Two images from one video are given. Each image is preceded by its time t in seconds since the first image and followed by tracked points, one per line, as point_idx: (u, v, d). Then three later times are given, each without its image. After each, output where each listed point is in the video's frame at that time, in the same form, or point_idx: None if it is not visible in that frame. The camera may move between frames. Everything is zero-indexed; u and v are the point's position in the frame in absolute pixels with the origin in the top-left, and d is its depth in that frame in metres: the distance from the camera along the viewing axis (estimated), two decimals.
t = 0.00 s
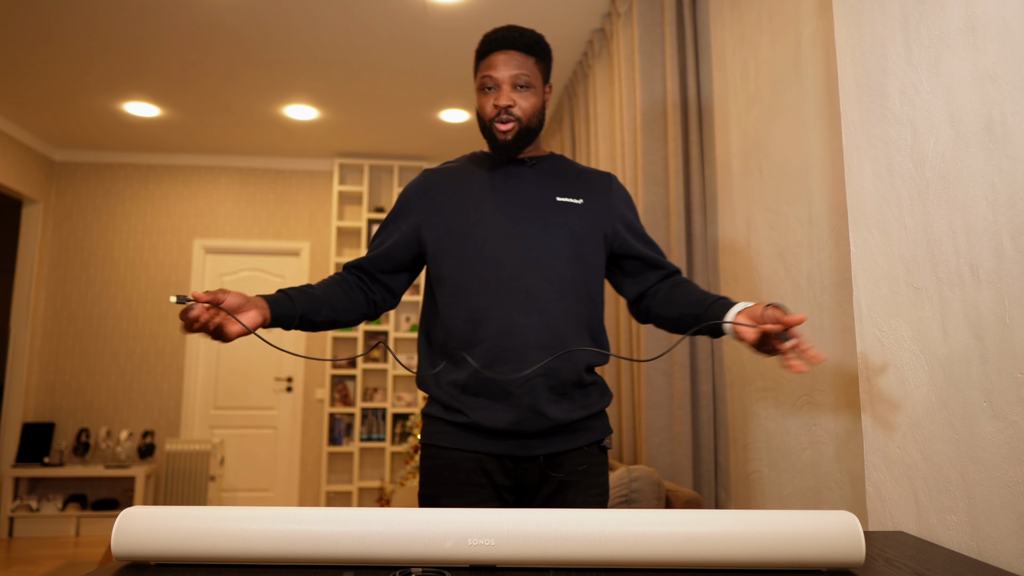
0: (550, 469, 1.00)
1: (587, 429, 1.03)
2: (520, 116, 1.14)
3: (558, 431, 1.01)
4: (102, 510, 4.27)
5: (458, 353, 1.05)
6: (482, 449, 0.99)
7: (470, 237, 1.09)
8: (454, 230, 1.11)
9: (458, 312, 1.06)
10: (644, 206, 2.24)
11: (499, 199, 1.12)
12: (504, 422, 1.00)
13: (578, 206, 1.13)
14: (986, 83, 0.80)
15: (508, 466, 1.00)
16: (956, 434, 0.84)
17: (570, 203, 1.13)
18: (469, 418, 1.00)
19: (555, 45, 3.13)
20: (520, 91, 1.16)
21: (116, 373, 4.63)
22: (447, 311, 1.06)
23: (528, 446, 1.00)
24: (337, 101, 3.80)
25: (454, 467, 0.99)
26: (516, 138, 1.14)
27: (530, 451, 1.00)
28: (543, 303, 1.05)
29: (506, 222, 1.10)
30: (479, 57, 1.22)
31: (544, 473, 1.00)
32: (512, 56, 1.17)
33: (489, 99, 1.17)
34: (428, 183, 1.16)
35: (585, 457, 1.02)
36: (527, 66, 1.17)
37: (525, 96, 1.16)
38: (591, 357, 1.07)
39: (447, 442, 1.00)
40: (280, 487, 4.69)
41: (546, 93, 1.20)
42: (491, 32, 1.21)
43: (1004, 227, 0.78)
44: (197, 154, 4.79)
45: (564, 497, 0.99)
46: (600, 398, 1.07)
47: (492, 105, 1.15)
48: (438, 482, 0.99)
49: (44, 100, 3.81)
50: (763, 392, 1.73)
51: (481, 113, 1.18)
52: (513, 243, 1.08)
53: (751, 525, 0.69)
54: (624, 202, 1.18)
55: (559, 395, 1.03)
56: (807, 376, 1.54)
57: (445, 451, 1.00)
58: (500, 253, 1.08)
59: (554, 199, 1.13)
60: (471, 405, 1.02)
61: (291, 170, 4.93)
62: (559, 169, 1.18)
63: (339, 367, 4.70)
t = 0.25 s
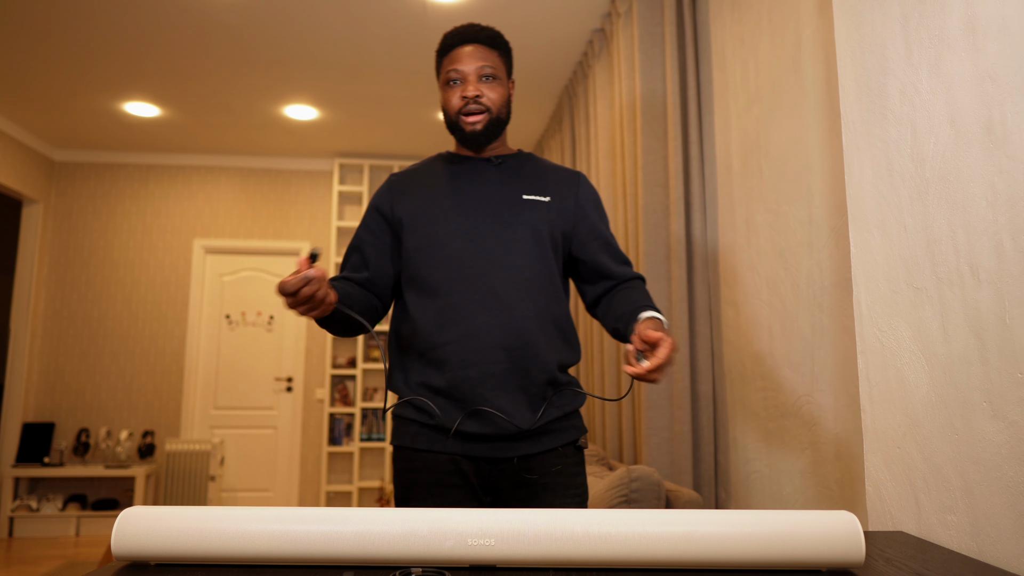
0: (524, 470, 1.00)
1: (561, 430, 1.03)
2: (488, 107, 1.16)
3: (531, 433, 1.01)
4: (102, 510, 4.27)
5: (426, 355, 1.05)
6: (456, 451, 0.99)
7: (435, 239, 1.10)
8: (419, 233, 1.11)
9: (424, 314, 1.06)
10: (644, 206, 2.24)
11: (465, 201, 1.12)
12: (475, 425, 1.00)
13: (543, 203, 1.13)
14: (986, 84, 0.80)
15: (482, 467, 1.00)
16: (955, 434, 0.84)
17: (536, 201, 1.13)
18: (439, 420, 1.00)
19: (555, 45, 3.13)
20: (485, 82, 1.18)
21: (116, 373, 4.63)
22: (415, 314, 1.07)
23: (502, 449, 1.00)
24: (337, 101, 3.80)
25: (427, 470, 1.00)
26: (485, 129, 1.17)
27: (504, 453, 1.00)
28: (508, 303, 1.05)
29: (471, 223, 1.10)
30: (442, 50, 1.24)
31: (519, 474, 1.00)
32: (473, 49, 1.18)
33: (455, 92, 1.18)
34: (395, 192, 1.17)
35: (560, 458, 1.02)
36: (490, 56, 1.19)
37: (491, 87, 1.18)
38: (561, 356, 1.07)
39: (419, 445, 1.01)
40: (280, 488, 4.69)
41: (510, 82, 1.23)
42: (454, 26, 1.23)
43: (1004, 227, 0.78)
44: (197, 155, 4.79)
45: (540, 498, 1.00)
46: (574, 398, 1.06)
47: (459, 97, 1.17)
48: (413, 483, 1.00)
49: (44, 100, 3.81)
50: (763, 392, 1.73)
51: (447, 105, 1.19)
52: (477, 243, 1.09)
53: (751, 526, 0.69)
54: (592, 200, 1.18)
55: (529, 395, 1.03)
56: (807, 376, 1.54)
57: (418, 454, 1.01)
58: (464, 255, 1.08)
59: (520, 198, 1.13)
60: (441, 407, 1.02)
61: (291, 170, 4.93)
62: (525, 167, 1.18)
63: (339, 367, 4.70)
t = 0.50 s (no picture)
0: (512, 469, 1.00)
1: (547, 427, 1.03)
2: (454, 103, 1.14)
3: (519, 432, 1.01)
4: (102, 510, 4.27)
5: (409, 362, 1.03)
6: (443, 454, 0.97)
7: (411, 244, 1.09)
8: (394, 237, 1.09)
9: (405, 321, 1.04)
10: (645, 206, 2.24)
11: (439, 203, 1.12)
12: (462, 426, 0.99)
13: (516, 201, 1.14)
14: (986, 84, 0.80)
15: (469, 468, 0.99)
16: (955, 434, 0.84)
17: (509, 199, 1.14)
18: (426, 424, 0.98)
19: (555, 45, 3.13)
20: (451, 79, 1.15)
21: (116, 373, 4.63)
22: (395, 320, 1.05)
23: (489, 448, 0.99)
24: (336, 101, 3.80)
25: (413, 473, 0.97)
26: (450, 127, 1.15)
27: (492, 453, 0.99)
28: (492, 304, 1.06)
29: (449, 225, 1.10)
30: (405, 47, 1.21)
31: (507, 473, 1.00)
32: (438, 45, 1.16)
33: (419, 88, 1.16)
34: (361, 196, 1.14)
35: (547, 455, 1.02)
36: (456, 53, 1.17)
37: (456, 83, 1.15)
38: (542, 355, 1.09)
39: (404, 449, 0.98)
40: (280, 487, 4.69)
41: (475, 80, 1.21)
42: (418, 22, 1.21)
43: (1004, 227, 0.78)
44: (197, 155, 4.79)
45: (531, 497, 0.99)
46: (555, 396, 1.08)
47: (424, 93, 1.14)
48: (398, 487, 0.97)
49: (44, 100, 3.81)
50: (763, 392, 1.73)
51: (411, 102, 1.16)
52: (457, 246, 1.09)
53: (752, 526, 0.69)
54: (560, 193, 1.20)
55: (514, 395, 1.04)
56: (807, 376, 1.54)
57: (404, 458, 0.98)
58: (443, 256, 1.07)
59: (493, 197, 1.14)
60: (427, 412, 1.00)
61: (291, 170, 4.93)
62: (494, 164, 1.18)
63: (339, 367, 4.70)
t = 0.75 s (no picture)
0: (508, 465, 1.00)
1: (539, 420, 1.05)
2: (429, 100, 1.13)
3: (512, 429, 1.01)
4: (102, 510, 4.27)
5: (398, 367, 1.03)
6: (440, 456, 0.97)
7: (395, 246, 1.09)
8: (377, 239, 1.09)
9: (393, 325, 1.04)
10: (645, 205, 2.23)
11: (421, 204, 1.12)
12: (458, 428, 0.99)
13: (498, 199, 1.15)
14: (985, 84, 0.80)
15: (465, 467, 0.99)
16: (956, 434, 0.84)
17: (490, 197, 1.15)
18: (422, 429, 0.97)
19: (555, 45, 3.13)
20: (425, 74, 1.14)
21: (115, 373, 4.62)
22: (382, 324, 1.04)
23: (484, 445, 0.99)
24: (336, 101, 3.80)
25: (409, 476, 0.96)
26: (426, 123, 1.14)
27: (489, 450, 0.99)
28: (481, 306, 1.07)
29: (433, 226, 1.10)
30: (378, 43, 1.20)
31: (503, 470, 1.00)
32: (412, 39, 1.15)
33: (394, 84, 1.15)
34: (338, 198, 1.12)
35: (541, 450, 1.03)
36: (429, 47, 1.16)
37: (431, 78, 1.14)
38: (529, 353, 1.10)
39: (400, 453, 0.97)
40: (280, 487, 4.69)
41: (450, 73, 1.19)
42: (390, 17, 1.19)
43: (1004, 227, 0.78)
44: (197, 155, 4.79)
45: (533, 490, 0.99)
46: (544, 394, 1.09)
47: (398, 90, 1.13)
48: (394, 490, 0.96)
49: (44, 100, 3.81)
50: (763, 392, 1.73)
51: (386, 100, 1.15)
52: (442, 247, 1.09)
53: (752, 526, 0.69)
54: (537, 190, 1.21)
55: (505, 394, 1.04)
56: (807, 376, 1.54)
57: (399, 461, 0.97)
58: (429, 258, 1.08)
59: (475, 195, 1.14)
60: (421, 415, 0.99)
61: (290, 170, 4.93)
62: (472, 161, 1.18)
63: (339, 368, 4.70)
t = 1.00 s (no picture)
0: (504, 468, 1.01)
1: (534, 425, 1.05)
2: (423, 99, 1.13)
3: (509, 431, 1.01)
4: (102, 510, 4.27)
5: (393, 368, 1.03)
6: (435, 457, 0.97)
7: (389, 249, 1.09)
8: (371, 241, 1.10)
9: (389, 327, 1.04)
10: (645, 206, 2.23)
11: (415, 205, 1.12)
12: (454, 430, 0.99)
13: (490, 197, 1.14)
14: (985, 84, 0.80)
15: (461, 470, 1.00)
16: (955, 434, 0.84)
17: (484, 196, 1.14)
18: (418, 431, 0.98)
19: (555, 45, 3.13)
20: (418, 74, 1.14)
21: (115, 373, 4.62)
22: (378, 326, 1.05)
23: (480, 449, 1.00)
24: (336, 101, 3.80)
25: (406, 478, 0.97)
26: (421, 124, 1.13)
27: (482, 453, 0.99)
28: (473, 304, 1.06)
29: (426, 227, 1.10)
30: (367, 44, 1.19)
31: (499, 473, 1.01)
32: (402, 39, 1.15)
33: (387, 85, 1.14)
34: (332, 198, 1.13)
35: (536, 453, 1.03)
36: (420, 47, 1.16)
37: (423, 78, 1.14)
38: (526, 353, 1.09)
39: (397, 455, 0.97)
40: (280, 487, 4.69)
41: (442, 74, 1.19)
42: (378, 18, 1.19)
43: (1004, 227, 0.78)
44: (197, 155, 4.79)
45: (521, 495, 1.00)
46: (543, 393, 1.08)
47: (391, 91, 1.13)
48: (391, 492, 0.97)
49: (44, 100, 3.81)
50: (763, 392, 1.73)
51: (378, 101, 1.15)
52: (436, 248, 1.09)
53: (752, 526, 0.69)
54: (532, 186, 1.20)
55: (502, 394, 1.04)
56: (807, 376, 1.54)
57: (397, 463, 0.98)
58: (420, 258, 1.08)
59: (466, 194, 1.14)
60: (417, 417, 0.99)
61: (290, 170, 4.93)
62: (465, 160, 1.18)
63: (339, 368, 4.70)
